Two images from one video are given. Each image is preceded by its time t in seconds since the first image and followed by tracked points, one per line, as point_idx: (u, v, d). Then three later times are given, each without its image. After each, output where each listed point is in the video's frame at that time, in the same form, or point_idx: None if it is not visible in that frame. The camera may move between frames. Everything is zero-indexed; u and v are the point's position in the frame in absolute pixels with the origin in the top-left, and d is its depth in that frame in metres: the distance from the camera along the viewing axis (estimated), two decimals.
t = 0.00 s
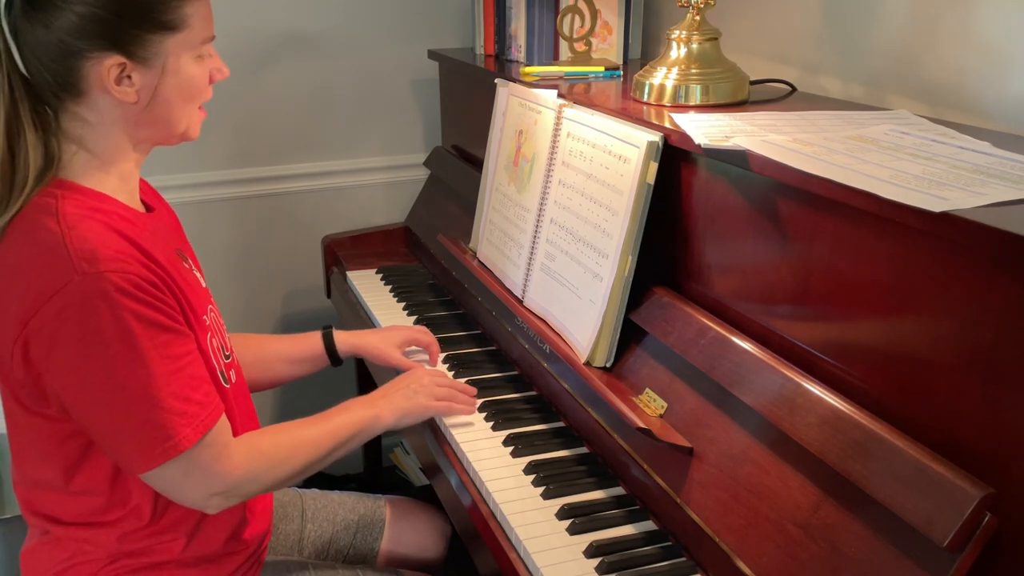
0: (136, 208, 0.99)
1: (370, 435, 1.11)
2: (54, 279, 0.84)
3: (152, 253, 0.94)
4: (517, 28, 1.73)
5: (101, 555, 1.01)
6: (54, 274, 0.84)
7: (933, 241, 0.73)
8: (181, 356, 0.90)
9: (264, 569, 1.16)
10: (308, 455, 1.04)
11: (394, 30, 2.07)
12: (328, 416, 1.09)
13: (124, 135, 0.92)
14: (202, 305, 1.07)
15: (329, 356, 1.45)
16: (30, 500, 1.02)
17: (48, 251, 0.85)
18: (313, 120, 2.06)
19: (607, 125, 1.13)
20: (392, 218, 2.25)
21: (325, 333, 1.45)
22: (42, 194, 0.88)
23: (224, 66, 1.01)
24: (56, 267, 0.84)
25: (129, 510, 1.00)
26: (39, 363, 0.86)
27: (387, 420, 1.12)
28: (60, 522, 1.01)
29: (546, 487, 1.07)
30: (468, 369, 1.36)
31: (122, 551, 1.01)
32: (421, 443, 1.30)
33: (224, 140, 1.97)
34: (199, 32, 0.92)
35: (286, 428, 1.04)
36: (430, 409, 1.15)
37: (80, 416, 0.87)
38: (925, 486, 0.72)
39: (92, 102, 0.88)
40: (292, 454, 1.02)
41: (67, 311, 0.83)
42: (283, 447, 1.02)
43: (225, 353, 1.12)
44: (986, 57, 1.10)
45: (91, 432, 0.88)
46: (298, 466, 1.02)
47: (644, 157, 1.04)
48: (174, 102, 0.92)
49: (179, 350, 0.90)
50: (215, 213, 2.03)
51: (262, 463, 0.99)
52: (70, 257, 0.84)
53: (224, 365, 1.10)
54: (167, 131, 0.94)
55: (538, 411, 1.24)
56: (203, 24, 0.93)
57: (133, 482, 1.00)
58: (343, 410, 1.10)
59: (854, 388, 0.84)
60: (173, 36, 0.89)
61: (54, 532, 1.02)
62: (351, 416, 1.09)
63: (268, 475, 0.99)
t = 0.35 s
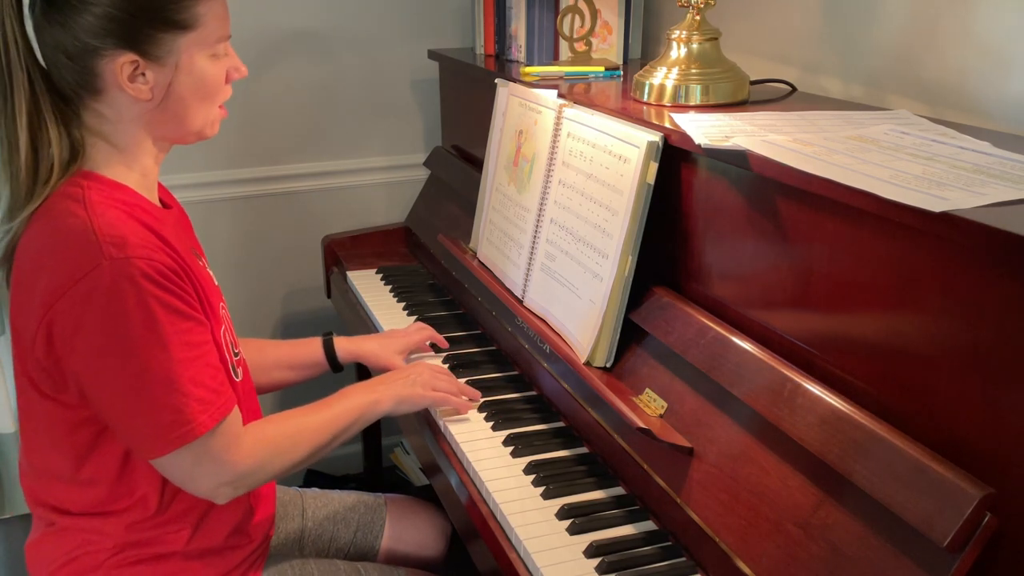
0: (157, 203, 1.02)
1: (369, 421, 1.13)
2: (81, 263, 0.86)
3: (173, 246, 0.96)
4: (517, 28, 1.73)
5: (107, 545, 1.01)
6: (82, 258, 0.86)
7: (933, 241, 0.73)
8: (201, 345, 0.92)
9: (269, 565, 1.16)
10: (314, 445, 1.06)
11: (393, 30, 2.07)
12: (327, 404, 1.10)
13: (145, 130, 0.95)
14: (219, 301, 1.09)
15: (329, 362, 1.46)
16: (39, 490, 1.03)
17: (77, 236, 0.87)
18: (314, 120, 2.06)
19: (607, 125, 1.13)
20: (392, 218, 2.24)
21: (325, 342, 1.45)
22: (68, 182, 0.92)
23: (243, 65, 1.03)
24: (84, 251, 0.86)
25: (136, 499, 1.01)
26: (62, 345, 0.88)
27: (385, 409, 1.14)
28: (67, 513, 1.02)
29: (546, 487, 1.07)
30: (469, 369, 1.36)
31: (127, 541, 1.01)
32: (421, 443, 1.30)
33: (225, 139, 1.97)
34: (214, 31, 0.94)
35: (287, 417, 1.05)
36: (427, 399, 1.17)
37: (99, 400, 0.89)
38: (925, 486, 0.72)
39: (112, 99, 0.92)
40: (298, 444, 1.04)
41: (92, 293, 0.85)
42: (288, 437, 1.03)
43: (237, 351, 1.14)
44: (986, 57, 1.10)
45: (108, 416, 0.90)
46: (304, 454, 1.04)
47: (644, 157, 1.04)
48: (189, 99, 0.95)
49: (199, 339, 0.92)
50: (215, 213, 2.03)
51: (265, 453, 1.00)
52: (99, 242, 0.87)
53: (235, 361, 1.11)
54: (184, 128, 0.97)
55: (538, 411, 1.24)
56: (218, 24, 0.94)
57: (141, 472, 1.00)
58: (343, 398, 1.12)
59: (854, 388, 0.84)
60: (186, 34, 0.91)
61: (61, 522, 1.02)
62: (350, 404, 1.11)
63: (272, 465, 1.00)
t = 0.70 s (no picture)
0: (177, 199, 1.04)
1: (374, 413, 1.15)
2: (109, 250, 0.87)
3: (196, 240, 0.98)
4: (517, 28, 1.73)
5: (115, 533, 1.01)
6: (111, 245, 0.88)
7: (933, 241, 0.73)
8: (221, 336, 0.94)
9: (273, 558, 1.16)
10: (324, 434, 1.08)
11: (394, 30, 2.07)
12: (335, 394, 1.12)
13: (167, 126, 0.97)
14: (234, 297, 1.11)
15: (341, 344, 1.46)
16: (48, 479, 1.04)
17: (105, 225, 0.89)
18: (314, 120, 2.06)
19: (607, 125, 1.13)
20: (393, 218, 2.25)
21: (337, 326, 1.45)
22: (97, 174, 0.94)
23: (259, 57, 1.04)
24: (113, 239, 0.88)
25: (146, 489, 1.01)
26: (86, 331, 0.89)
27: (389, 399, 1.17)
28: (76, 501, 1.02)
29: (546, 487, 1.07)
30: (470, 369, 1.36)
31: (136, 530, 1.02)
32: (421, 443, 1.30)
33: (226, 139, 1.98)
34: (223, 25, 0.95)
35: (292, 411, 1.07)
36: (428, 393, 1.20)
37: (120, 386, 0.90)
38: (925, 486, 0.72)
39: (132, 99, 0.94)
40: (305, 436, 1.05)
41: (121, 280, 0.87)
42: (294, 430, 1.04)
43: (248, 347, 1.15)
44: (986, 57, 1.10)
45: (127, 402, 0.91)
46: (314, 444, 1.06)
47: (644, 157, 1.04)
48: (203, 95, 0.96)
49: (219, 330, 0.94)
50: (215, 213, 2.03)
51: (273, 448, 1.00)
52: (129, 230, 0.88)
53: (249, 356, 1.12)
54: (203, 123, 0.99)
55: (538, 411, 1.24)
56: (227, 18, 0.96)
57: (152, 461, 1.00)
58: (348, 390, 1.13)
59: (854, 389, 0.84)
60: (195, 31, 0.93)
61: (70, 510, 1.03)
62: (357, 395, 1.13)
63: (280, 459, 1.01)
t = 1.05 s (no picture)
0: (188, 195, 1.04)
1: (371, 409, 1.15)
2: (123, 241, 0.88)
3: (206, 236, 0.99)
4: (517, 28, 1.73)
5: (117, 524, 1.01)
6: (125, 236, 0.88)
7: (933, 241, 0.73)
8: (229, 330, 0.94)
9: (274, 552, 1.16)
10: (321, 430, 1.07)
11: (394, 30, 2.07)
12: (331, 391, 1.12)
13: (179, 124, 0.98)
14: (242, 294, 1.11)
15: (340, 344, 1.46)
16: (52, 471, 1.04)
17: (120, 216, 0.89)
18: (314, 120, 2.06)
19: (607, 125, 1.13)
20: (393, 218, 2.24)
21: (335, 326, 1.45)
22: (112, 169, 0.94)
23: (269, 56, 1.05)
24: (127, 229, 0.88)
25: (150, 481, 1.01)
26: (97, 321, 0.89)
27: (387, 395, 1.16)
28: (80, 492, 1.02)
29: (546, 487, 1.07)
30: (470, 369, 1.36)
31: (139, 521, 1.02)
32: (421, 443, 1.30)
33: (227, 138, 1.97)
34: (232, 25, 0.95)
35: (291, 405, 1.07)
36: (428, 388, 1.19)
37: (129, 376, 0.90)
38: (924, 486, 0.72)
39: (145, 98, 0.95)
40: (302, 435, 1.04)
41: (134, 270, 0.87)
42: (295, 425, 1.04)
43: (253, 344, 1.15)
44: (986, 58, 1.10)
45: (136, 393, 0.91)
46: (312, 441, 1.06)
47: (644, 157, 1.04)
48: (213, 94, 0.97)
49: (227, 324, 0.94)
50: (215, 212, 2.02)
51: (274, 444, 1.00)
52: (144, 221, 0.89)
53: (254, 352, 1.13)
54: (214, 122, 0.99)
55: (538, 411, 1.24)
56: (236, 17, 0.95)
57: (157, 453, 1.00)
58: (343, 388, 1.12)
59: (854, 389, 0.84)
60: (204, 31, 0.93)
61: (73, 501, 1.02)
62: (354, 390, 1.13)
63: (280, 455, 1.02)
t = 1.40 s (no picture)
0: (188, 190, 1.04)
1: (376, 407, 1.17)
2: (126, 235, 0.88)
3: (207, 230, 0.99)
4: (517, 28, 1.73)
5: (119, 517, 1.01)
6: (127, 230, 0.88)
7: (933, 241, 0.73)
8: (230, 323, 0.94)
9: (274, 547, 1.16)
10: (326, 425, 1.09)
11: (394, 30, 2.07)
12: (337, 387, 1.13)
13: (180, 123, 0.98)
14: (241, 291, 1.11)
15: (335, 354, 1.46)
16: (54, 467, 1.04)
17: (121, 210, 0.89)
18: (314, 120, 2.06)
19: (607, 125, 1.13)
20: (392, 218, 2.24)
21: (328, 332, 1.46)
22: (113, 165, 0.94)
23: (268, 56, 1.05)
24: (129, 223, 0.88)
25: (152, 474, 1.01)
26: (100, 315, 0.89)
27: (391, 392, 1.18)
28: (82, 485, 1.02)
29: (546, 487, 1.07)
30: (470, 369, 1.36)
31: (140, 514, 1.02)
32: (421, 443, 1.30)
33: (227, 139, 1.97)
34: (232, 25, 0.95)
35: (298, 399, 1.08)
36: (432, 387, 1.22)
37: (133, 369, 0.90)
38: (924, 486, 0.72)
39: (145, 97, 0.95)
40: (309, 427, 1.06)
41: (137, 264, 0.87)
42: (298, 417, 1.05)
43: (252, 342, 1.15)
44: (986, 58, 1.10)
45: (139, 386, 0.91)
46: (316, 434, 1.07)
47: (644, 157, 1.04)
48: (213, 93, 0.97)
49: (229, 317, 0.94)
50: (215, 212, 2.02)
51: (277, 436, 1.01)
52: (145, 215, 0.89)
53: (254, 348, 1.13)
54: (214, 120, 0.99)
55: (538, 411, 1.24)
56: (236, 18, 0.96)
57: (159, 447, 1.00)
58: (351, 383, 1.15)
59: (854, 389, 0.84)
60: (204, 31, 0.93)
61: (76, 495, 1.02)
62: (360, 388, 1.14)
63: (284, 446, 1.02)
